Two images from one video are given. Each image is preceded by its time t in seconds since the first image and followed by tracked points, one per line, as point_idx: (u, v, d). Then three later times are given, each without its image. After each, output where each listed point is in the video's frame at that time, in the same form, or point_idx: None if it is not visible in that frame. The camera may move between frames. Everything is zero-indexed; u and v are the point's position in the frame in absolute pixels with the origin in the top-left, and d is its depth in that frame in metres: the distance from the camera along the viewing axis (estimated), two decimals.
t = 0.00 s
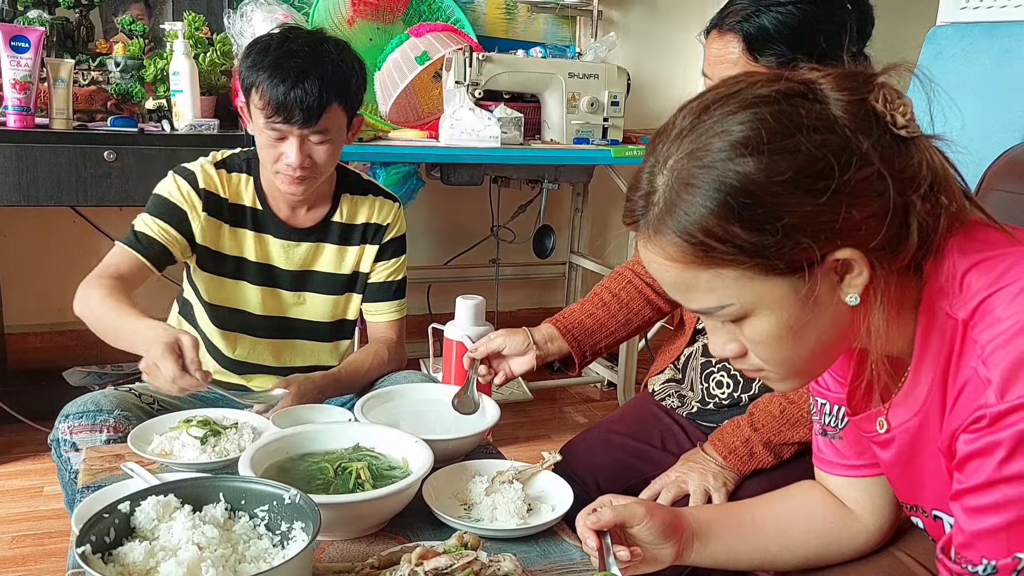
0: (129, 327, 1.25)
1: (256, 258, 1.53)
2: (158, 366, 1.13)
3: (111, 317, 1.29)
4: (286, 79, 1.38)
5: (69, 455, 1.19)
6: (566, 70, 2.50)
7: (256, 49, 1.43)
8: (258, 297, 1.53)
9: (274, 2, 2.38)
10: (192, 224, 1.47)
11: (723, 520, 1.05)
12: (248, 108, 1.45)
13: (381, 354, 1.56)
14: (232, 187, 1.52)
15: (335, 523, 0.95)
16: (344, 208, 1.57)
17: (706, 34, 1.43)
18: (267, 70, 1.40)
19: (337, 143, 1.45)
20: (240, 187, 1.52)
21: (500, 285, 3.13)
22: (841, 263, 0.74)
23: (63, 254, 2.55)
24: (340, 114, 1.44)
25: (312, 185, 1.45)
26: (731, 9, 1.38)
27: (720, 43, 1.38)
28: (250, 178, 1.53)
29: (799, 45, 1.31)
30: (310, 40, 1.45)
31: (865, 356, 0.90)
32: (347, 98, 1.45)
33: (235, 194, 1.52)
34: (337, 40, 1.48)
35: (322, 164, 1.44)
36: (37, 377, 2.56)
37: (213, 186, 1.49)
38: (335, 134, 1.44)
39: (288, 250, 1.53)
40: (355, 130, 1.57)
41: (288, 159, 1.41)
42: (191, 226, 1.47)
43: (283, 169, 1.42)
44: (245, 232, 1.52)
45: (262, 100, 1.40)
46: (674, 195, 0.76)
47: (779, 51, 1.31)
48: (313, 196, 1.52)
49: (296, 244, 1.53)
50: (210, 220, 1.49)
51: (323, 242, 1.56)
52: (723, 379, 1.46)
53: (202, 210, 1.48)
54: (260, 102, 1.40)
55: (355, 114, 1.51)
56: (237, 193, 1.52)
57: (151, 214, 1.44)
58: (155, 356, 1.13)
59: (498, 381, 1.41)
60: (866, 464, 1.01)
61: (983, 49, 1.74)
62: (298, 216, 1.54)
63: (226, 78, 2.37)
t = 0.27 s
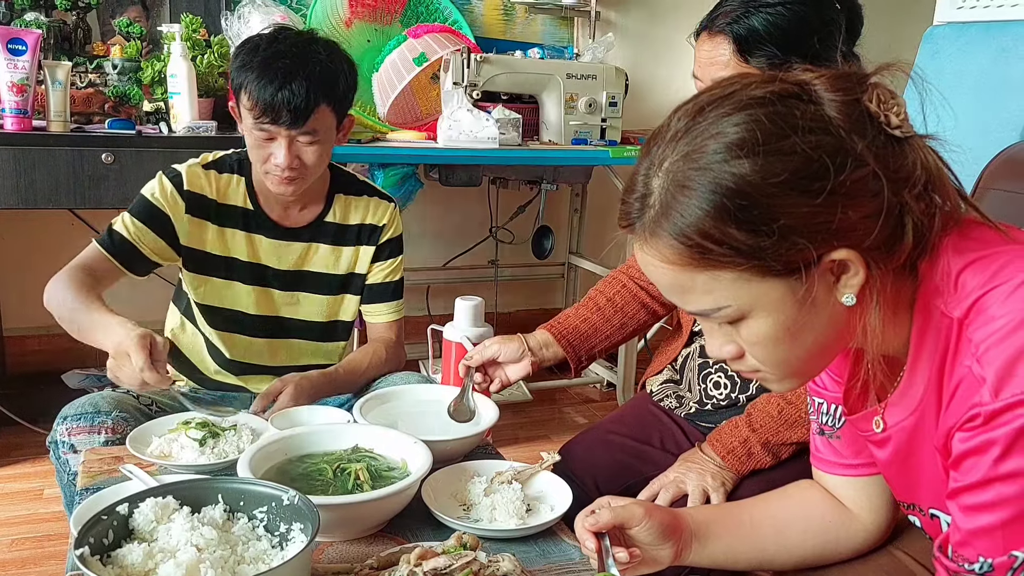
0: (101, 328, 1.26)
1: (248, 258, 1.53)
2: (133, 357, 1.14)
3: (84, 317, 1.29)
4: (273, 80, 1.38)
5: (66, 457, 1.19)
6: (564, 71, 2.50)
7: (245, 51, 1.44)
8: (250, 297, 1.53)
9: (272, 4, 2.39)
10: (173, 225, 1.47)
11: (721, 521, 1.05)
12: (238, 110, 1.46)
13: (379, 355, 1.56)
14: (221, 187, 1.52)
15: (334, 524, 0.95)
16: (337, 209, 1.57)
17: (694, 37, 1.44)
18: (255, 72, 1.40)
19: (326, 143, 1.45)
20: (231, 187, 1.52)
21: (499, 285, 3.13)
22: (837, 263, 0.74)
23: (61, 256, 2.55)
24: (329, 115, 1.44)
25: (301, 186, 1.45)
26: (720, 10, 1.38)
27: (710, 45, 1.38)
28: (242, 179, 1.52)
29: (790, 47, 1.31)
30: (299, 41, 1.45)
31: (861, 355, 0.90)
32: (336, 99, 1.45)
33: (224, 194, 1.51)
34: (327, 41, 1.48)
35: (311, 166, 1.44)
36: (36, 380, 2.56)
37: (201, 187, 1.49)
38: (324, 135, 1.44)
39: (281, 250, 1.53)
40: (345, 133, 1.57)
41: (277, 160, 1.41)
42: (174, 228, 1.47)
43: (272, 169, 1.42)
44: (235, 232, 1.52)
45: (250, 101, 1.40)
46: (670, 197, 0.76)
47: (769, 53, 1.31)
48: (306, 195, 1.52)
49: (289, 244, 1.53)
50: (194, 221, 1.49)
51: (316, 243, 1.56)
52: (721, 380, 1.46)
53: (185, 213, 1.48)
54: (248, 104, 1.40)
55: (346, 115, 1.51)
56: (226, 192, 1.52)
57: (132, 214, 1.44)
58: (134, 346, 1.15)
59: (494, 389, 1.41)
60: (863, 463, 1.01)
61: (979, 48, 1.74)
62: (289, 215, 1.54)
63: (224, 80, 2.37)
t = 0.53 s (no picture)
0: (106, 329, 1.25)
1: (242, 259, 1.53)
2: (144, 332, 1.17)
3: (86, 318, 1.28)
4: (264, 88, 1.38)
5: (65, 458, 1.19)
6: (564, 71, 2.50)
7: (234, 56, 1.44)
8: (248, 299, 1.54)
9: (271, 5, 2.39)
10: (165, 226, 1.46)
11: (720, 521, 1.05)
12: (228, 115, 1.45)
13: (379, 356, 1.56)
14: (214, 188, 1.51)
15: (334, 525, 0.95)
16: (332, 211, 1.57)
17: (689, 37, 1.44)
18: (245, 79, 1.40)
19: (318, 149, 1.46)
20: (226, 188, 1.52)
21: (499, 286, 3.14)
22: (835, 264, 0.75)
23: (61, 258, 2.55)
24: (319, 121, 1.45)
25: (292, 191, 1.46)
26: (716, 11, 1.38)
27: (705, 45, 1.38)
28: (236, 180, 1.52)
29: (785, 48, 1.31)
30: (291, 46, 1.45)
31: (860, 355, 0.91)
32: (327, 105, 1.46)
33: (217, 195, 1.51)
34: (318, 45, 1.48)
35: (302, 172, 1.45)
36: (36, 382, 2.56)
37: (193, 188, 1.49)
38: (315, 141, 1.45)
39: (277, 251, 1.53)
40: (338, 134, 1.58)
41: (268, 165, 1.42)
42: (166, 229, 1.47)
43: (264, 174, 1.43)
44: (230, 233, 1.51)
45: (238, 108, 1.40)
46: (668, 199, 0.76)
47: (765, 53, 1.31)
48: (301, 195, 1.52)
49: (285, 245, 1.53)
50: (191, 223, 1.49)
51: (310, 244, 1.55)
52: (719, 380, 1.47)
53: (178, 214, 1.48)
54: (237, 111, 1.40)
55: (336, 119, 1.52)
56: (219, 193, 1.51)
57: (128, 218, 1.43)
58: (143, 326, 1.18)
59: (493, 393, 1.42)
60: (862, 463, 1.01)
61: (979, 47, 1.75)
62: (284, 217, 1.53)
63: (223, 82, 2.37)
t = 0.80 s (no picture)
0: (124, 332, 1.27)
1: (242, 261, 1.53)
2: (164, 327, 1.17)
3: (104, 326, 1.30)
4: (266, 91, 1.38)
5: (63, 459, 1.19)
6: (564, 73, 2.50)
7: (234, 59, 1.43)
8: (247, 300, 1.54)
9: (271, 6, 2.39)
10: (172, 227, 1.47)
11: (720, 523, 1.05)
12: (229, 117, 1.45)
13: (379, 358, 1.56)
14: (217, 189, 1.51)
15: (333, 526, 0.95)
16: (333, 213, 1.56)
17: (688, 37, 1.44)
18: (247, 81, 1.40)
19: (319, 152, 1.47)
20: (227, 190, 1.52)
21: (498, 287, 3.14)
22: (834, 266, 0.75)
23: (61, 259, 2.55)
24: (321, 123, 1.45)
25: (293, 195, 1.46)
26: (714, 11, 1.39)
27: (703, 46, 1.38)
28: (237, 182, 1.52)
29: (785, 48, 1.31)
30: (292, 48, 1.45)
31: (858, 357, 0.91)
32: (328, 107, 1.46)
33: (220, 197, 1.51)
34: (318, 47, 1.48)
35: (304, 175, 1.45)
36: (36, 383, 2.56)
37: (196, 189, 1.49)
38: (317, 143, 1.45)
39: (273, 253, 1.53)
40: (340, 135, 1.58)
41: (270, 169, 1.42)
42: (173, 231, 1.48)
43: (265, 179, 1.43)
44: (229, 234, 1.52)
45: (240, 111, 1.40)
46: (667, 201, 0.76)
47: (762, 53, 1.31)
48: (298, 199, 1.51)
49: (281, 245, 1.53)
50: (195, 223, 1.50)
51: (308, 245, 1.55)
52: (718, 382, 1.47)
53: (183, 215, 1.48)
54: (238, 114, 1.40)
55: (337, 120, 1.52)
56: (222, 194, 1.51)
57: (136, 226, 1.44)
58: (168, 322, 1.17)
59: (495, 397, 1.41)
60: (861, 465, 1.01)
61: (978, 49, 1.75)
62: (285, 219, 1.53)
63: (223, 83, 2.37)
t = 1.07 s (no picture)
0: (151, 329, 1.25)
1: (253, 262, 1.53)
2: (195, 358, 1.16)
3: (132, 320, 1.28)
4: (277, 90, 1.38)
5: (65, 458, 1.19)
6: (565, 73, 2.50)
7: (245, 59, 1.44)
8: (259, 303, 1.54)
9: (272, 6, 2.39)
10: (197, 222, 1.46)
11: (721, 524, 1.05)
12: (239, 117, 1.45)
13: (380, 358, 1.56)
14: (229, 190, 1.52)
15: (335, 525, 0.95)
16: (339, 212, 1.57)
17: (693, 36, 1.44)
18: (258, 81, 1.40)
19: (328, 151, 1.46)
20: (238, 191, 1.52)
21: (499, 287, 3.14)
22: (835, 269, 0.75)
23: (62, 258, 2.55)
24: (331, 122, 1.45)
25: (302, 194, 1.47)
26: (719, 7, 1.39)
27: (707, 44, 1.38)
28: (246, 181, 1.53)
29: (789, 44, 1.31)
30: (302, 48, 1.45)
31: (859, 359, 0.91)
32: (338, 106, 1.46)
33: (231, 198, 1.52)
34: (327, 47, 1.49)
35: (314, 173, 1.45)
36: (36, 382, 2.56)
37: (213, 187, 1.49)
38: (327, 142, 1.45)
39: (282, 254, 1.54)
40: (348, 134, 1.59)
41: (280, 168, 1.42)
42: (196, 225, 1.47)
43: (276, 177, 1.43)
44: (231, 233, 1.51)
45: (251, 110, 1.40)
46: (668, 204, 0.77)
47: (766, 49, 1.32)
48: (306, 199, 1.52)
49: (288, 246, 1.54)
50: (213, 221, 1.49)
51: (318, 246, 1.56)
52: (719, 383, 1.48)
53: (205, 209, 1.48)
54: (250, 113, 1.40)
55: (346, 120, 1.52)
56: (233, 195, 1.52)
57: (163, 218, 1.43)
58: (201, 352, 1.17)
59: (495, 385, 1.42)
60: (862, 467, 1.01)
61: (978, 49, 1.75)
62: (292, 220, 1.54)
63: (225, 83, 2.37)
